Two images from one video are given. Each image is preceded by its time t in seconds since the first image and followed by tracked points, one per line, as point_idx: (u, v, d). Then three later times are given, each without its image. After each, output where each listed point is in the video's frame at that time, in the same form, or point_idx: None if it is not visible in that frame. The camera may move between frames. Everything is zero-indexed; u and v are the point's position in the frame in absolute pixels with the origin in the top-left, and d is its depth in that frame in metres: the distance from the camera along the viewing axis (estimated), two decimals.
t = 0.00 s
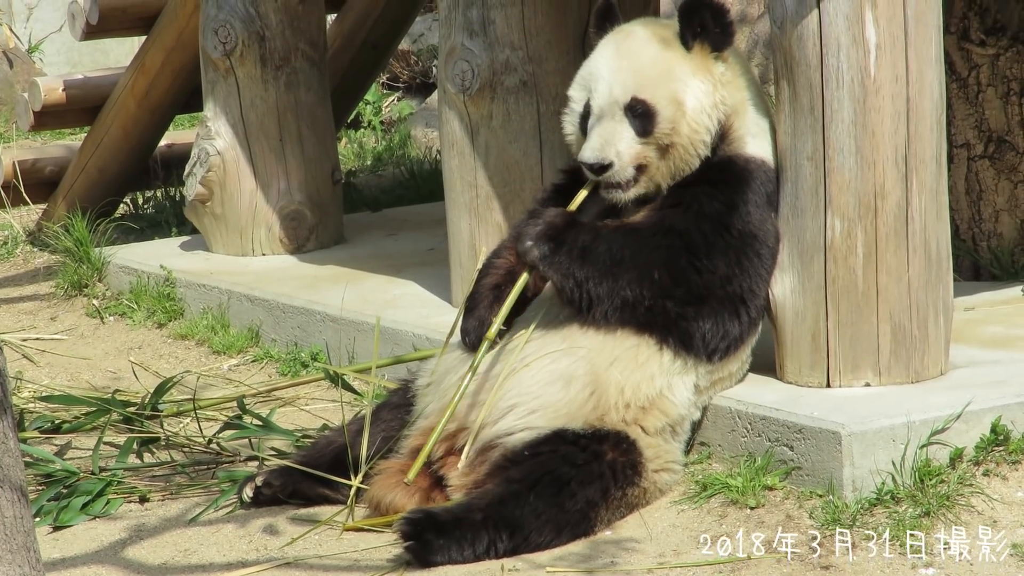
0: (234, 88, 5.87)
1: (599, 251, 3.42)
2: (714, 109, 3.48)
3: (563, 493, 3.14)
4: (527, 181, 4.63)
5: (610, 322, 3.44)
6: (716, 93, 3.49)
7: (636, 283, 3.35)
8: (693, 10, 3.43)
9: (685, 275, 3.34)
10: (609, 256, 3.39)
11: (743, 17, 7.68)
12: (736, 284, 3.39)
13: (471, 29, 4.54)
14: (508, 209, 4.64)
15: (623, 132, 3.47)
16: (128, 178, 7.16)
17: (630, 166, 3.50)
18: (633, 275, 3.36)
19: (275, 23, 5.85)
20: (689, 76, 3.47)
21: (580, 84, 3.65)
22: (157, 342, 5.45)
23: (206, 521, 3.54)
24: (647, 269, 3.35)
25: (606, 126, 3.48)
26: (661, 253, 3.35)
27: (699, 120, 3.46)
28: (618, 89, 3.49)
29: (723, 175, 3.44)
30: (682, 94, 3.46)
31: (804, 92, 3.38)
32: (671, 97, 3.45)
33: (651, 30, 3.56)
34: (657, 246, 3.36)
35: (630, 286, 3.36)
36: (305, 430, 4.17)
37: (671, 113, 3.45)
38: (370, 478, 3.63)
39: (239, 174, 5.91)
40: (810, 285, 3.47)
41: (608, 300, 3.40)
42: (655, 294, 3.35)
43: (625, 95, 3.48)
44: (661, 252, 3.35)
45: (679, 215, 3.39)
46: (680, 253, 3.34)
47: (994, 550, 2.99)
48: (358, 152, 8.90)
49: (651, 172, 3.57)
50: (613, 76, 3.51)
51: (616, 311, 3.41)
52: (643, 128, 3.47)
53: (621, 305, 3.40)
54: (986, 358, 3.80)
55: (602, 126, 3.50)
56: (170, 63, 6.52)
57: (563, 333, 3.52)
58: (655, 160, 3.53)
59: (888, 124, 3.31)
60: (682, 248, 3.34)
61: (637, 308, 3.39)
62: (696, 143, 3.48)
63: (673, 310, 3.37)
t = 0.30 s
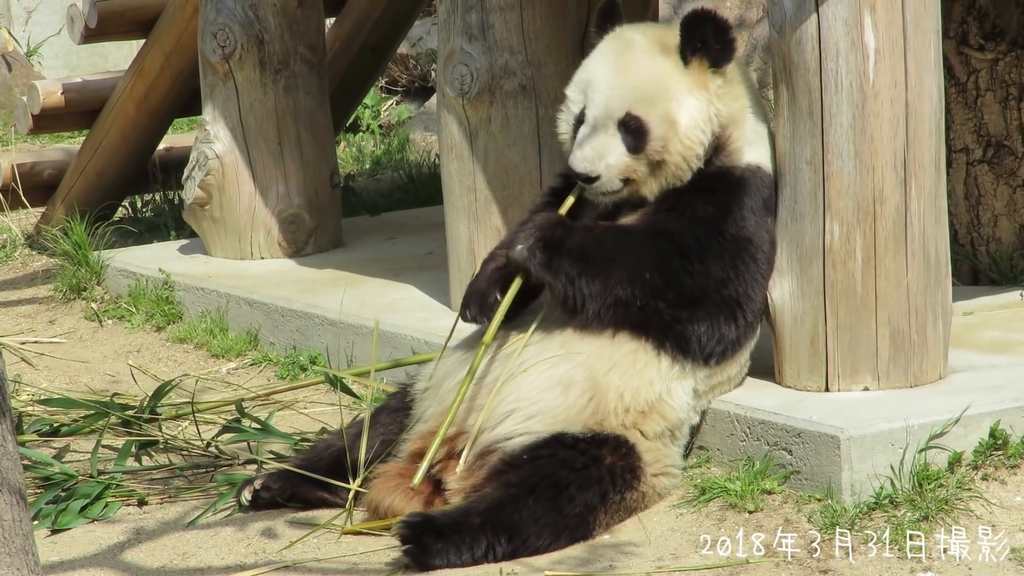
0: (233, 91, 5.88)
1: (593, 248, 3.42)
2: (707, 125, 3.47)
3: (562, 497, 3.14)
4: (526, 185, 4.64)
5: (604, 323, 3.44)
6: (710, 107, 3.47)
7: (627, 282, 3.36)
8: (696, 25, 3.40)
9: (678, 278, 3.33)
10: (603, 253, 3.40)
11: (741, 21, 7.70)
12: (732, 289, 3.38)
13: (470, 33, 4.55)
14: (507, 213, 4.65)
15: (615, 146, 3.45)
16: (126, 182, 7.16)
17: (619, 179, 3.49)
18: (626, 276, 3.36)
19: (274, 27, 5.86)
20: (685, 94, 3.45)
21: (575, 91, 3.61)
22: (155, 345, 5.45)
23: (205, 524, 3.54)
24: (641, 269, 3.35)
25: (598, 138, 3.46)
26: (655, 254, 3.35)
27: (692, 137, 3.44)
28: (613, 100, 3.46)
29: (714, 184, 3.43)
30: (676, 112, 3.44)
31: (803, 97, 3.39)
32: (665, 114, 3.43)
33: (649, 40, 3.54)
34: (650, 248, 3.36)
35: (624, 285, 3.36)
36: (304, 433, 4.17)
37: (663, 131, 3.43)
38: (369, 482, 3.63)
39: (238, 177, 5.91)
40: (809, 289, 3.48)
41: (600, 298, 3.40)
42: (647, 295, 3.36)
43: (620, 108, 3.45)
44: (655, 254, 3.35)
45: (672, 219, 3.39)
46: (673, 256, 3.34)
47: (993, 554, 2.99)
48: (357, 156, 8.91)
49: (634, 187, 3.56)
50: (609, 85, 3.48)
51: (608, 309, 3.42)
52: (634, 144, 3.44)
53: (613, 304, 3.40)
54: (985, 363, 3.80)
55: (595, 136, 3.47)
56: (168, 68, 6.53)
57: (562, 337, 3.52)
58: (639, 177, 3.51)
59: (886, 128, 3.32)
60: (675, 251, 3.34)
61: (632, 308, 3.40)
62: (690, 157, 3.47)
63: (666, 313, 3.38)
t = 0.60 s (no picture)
0: (231, 94, 5.88)
1: (608, 223, 3.35)
2: (641, 149, 3.53)
3: (560, 500, 3.14)
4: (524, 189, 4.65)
5: (605, 329, 3.42)
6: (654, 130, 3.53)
7: (638, 276, 3.30)
8: (661, 58, 3.45)
9: (684, 282, 3.30)
10: (616, 232, 3.33)
11: (740, 25, 7.71)
12: (729, 297, 3.36)
13: (469, 36, 4.55)
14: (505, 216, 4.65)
15: (546, 131, 3.57)
16: (124, 184, 7.16)
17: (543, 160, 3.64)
18: (638, 271, 3.29)
19: (273, 29, 5.86)
20: (623, 114, 3.52)
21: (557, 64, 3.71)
22: (153, 348, 5.44)
23: (203, 527, 3.54)
24: (652, 262, 3.29)
25: (541, 115, 3.59)
26: (664, 250, 3.29)
27: (618, 157, 3.53)
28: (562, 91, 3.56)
29: (699, 190, 3.36)
30: (608, 126, 3.52)
31: (801, 101, 3.39)
32: (596, 123, 3.52)
33: (627, 45, 3.56)
34: (657, 245, 3.30)
35: (636, 278, 3.30)
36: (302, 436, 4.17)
37: (590, 137, 3.54)
38: (367, 485, 3.63)
39: (237, 180, 5.91)
40: (806, 293, 3.48)
41: (614, 285, 3.32)
42: (654, 294, 3.31)
43: (564, 100, 3.55)
44: (664, 251, 3.30)
45: (674, 220, 3.34)
46: (679, 257, 3.29)
47: (990, 558, 2.99)
48: (355, 159, 8.92)
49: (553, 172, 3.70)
50: (569, 74, 3.57)
51: (619, 298, 3.34)
52: (564, 138, 3.56)
53: (625, 293, 3.32)
54: (983, 367, 3.80)
55: (538, 112, 3.60)
56: (166, 70, 6.53)
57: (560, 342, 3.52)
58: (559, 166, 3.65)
59: (885, 132, 3.33)
60: (680, 253, 3.29)
61: (638, 305, 3.34)
62: (623, 172, 3.56)
63: (662, 319, 3.35)
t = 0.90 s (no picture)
0: (229, 97, 5.88)
1: (595, 262, 3.37)
2: (640, 143, 3.52)
3: (558, 503, 3.14)
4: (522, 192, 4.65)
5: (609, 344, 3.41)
6: (654, 127, 3.52)
7: (630, 297, 3.33)
8: (663, 49, 3.45)
9: (684, 294, 3.31)
10: (606, 266, 3.35)
11: (738, 28, 7.72)
12: (728, 304, 3.36)
13: (467, 40, 4.55)
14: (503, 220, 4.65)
15: (546, 124, 3.58)
16: (121, 187, 7.16)
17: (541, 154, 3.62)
18: (637, 297, 3.32)
19: (271, 32, 5.87)
20: (623, 105, 3.52)
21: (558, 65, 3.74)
22: (151, 351, 5.44)
23: (201, 530, 3.53)
24: (649, 283, 3.32)
25: (541, 109, 3.61)
26: (658, 267, 3.32)
27: (617, 149, 3.52)
28: (562, 84, 3.59)
29: (694, 197, 3.36)
30: (607, 117, 3.53)
31: (799, 104, 3.39)
32: (594, 112, 3.53)
33: (627, 44, 3.58)
34: (650, 261, 3.32)
35: (630, 304, 3.33)
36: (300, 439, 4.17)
37: (590, 129, 3.54)
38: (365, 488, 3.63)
39: (235, 184, 5.91)
40: (805, 296, 3.48)
41: (618, 318, 3.35)
42: (658, 314, 3.33)
43: (564, 93, 3.57)
44: (657, 268, 3.32)
45: (667, 234, 3.35)
46: (674, 271, 3.31)
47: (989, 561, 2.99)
48: (353, 162, 8.92)
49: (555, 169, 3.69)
50: (570, 68, 3.60)
51: (627, 329, 3.37)
52: (564, 130, 3.57)
53: (631, 322, 3.35)
54: (982, 370, 3.80)
55: (538, 107, 3.61)
56: (163, 73, 6.53)
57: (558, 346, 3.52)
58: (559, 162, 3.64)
59: (884, 134, 3.33)
60: (674, 264, 3.31)
61: (642, 327, 3.36)
62: (620, 166, 3.54)
63: (669, 332, 3.35)
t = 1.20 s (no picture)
0: (228, 97, 5.88)
1: (551, 301, 3.41)
2: (694, 127, 3.52)
3: (557, 504, 3.14)
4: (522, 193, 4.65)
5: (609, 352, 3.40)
6: (702, 111, 3.53)
7: (605, 303, 3.36)
8: (705, 28, 3.45)
9: (659, 288, 3.33)
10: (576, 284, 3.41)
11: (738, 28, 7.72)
12: (712, 296, 3.35)
13: (466, 40, 4.55)
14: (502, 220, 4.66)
15: (601, 126, 3.50)
16: (120, 187, 7.15)
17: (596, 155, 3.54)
18: (605, 307, 3.36)
19: (270, 32, 5.86)
20: (678, 90, 3.51)
21: (577, 69, 3.66)
22: (149, 351, 5.44)
23: (199, 530, 3.53)
24: (618, 287, 3.36)
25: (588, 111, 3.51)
26: (627, 269, 3.37)
27: (676, 134, 3.50)
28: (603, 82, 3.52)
29: (702, 189, 3.43)
30: (666, 105, 3.50)
31: (799, 105, 3.39)
32: (651, 104, 3.49)
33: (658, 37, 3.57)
34: (620, 264, 3.39)
35: (602, 315, 3.36)
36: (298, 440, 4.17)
37: (649, 120, 3.50)
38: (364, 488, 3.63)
39: (234, 184, 5.90)
40: (804, 296, 3.48)
41: (597, 332, 3.37)
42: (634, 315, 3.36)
43: (613, 89, 3.50)
44: (625, 269, 3.37)
45: (651, 228, 3.40)
46: (645, 266, 3.36)
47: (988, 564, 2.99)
48: (352, 162, 8.92)
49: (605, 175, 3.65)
50: (610, 65, 3.53)
51: (613, 339, 3.38)
52: (620, 125, 3.50)
53: (613, 333, 3.37)
54: (981, 371, 3.81)
55: (582, 111, 3.51)
56: (163, 73, 6.53)
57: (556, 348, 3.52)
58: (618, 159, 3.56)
59: (883, 135, 3.33)
60: (645, 260, 3.36)
61: (630, 332, 3.37)
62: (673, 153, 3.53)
63: (660, 322, 3.35)
